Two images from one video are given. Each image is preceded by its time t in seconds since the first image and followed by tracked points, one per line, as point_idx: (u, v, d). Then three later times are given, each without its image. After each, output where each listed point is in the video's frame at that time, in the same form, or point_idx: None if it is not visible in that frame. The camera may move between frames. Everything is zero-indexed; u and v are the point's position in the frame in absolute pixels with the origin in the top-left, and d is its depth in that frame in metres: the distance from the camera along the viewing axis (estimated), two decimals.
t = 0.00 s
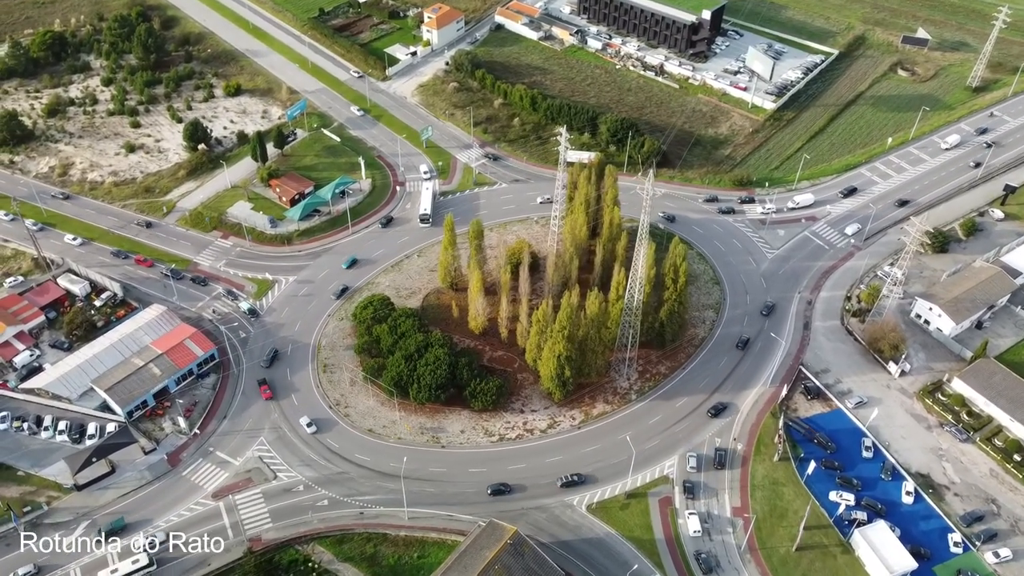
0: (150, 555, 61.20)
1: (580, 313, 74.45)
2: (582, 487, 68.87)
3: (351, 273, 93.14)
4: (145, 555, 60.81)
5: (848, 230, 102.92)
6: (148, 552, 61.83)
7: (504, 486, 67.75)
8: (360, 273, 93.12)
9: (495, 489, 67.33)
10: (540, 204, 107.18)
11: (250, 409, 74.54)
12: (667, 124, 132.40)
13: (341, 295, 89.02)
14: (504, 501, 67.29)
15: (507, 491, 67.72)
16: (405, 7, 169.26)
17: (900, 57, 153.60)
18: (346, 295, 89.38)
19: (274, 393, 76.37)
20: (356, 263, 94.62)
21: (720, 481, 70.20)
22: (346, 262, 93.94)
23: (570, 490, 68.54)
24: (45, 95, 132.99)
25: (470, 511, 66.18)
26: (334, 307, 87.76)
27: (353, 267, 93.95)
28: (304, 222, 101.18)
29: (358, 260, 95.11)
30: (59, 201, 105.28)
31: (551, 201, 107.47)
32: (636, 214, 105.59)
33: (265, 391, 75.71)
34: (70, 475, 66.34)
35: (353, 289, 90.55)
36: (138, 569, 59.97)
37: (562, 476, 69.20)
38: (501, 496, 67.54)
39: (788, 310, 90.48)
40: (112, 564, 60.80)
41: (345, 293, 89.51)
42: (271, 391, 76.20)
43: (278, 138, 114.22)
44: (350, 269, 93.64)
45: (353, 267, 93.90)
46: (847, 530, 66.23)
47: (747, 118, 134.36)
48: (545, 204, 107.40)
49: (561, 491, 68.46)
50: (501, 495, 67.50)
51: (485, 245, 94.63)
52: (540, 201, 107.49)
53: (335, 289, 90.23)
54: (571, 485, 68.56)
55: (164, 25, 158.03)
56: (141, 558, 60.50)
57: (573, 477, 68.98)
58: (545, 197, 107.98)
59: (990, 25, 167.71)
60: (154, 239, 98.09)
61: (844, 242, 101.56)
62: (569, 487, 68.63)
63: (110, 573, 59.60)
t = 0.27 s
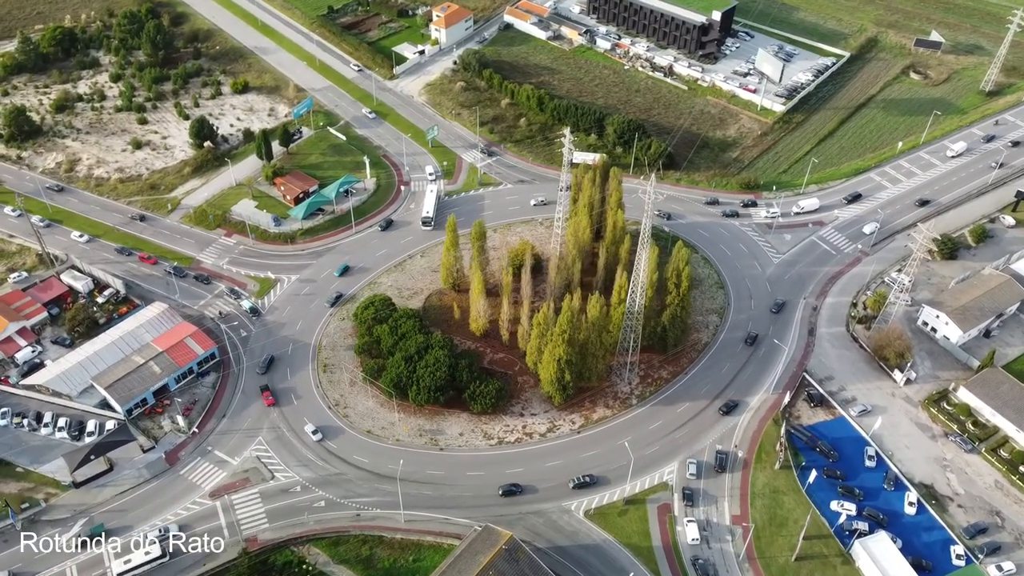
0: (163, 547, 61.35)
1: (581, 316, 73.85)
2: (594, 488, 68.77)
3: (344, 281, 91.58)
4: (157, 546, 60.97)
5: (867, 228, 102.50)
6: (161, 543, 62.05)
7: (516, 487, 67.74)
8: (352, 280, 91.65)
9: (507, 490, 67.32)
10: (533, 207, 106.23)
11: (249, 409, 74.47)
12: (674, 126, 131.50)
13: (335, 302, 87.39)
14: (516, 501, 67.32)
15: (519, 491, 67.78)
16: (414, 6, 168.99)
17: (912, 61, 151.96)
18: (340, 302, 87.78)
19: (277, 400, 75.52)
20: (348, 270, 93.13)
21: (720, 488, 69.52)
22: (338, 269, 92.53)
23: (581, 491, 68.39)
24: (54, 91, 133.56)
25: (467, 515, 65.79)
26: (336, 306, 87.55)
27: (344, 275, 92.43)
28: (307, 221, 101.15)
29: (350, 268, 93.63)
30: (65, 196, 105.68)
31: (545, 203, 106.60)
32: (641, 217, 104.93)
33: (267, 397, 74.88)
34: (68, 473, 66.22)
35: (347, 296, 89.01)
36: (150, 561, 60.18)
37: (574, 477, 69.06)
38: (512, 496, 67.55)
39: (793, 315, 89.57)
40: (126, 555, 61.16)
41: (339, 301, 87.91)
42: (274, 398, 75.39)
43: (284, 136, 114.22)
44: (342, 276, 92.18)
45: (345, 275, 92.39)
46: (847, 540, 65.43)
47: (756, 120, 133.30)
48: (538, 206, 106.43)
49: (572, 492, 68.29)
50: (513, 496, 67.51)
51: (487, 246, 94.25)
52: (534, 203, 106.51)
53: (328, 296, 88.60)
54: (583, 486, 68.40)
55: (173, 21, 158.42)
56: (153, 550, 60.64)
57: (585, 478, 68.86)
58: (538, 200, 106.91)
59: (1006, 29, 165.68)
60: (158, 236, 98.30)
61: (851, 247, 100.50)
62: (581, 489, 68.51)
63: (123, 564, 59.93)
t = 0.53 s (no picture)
0: (175, 539, 61.53)
1: (582, 320, 73.31)
2: (606, 490, 68.69)
3: (336, 290, 90.05)
4: (170, 539, 61.17)
5: (887, 227, 102.11)
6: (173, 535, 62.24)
7: (528, 488, 67.73)
8: (345, 288, 90.12)
9: (518, 491, 67.27)
10: (527, 209, 105.54)
11: (249, 408, 74.41)
12: (682, 128, 130.51)
13: (329, 310, 86.17)
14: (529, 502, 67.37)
15: (531, 492, 67.80)
16: (423, 4, 168.63)
17: (925, 64, 150.24)
18: (334, 310, 86.51)
19: (279, 406, 74.70)
20: (341, 278, 91.67)
21: (720, 496, 68.86)
22: (330, 277, 91.07)
23: (594, 493, 68.32)
24: (62, 87, 134.09)
25: (464, 519, 65.41)
26: (337, 306, 87.35)
27: (337, 283, 90.97)
28: (311, 220, 101.08)
29: (342, 275, 92.17)
30: (71, 193, 106.02)
31: (540, 205, 105.93)
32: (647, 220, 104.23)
33: (269, 404, 74.07)
34: (66, 470, 66.28)
35: (341, 303, 87.71)
36: (163, 553, 60.39)
37: (586, 479, 69.05)
38: (524, 497, 67.53)
39: (798, 321, 88.67)
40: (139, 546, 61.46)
41: (333, 309, 86.59)
42: (275, 405, 74.51)
43: (289, 135, 114.17)
44: (335, 285, 90.70)
45: (338, 282, 90.92)
46: (848, 551, 64.63)
47: (765, 123, 132.15)
48: (532, 209, 105.69)
49: (584, 494, 68.22)
50: (525, 496, 67.47)
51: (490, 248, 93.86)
52: (528, 206, 105.76)
53: (322, 304, 87.27)
54: (594, 488, 68.30)
55: (182, 18, 158.75)
56: (165, 542, 60.84)
57: (598, 479, 68.86)
58: (532, 202, 106.08)
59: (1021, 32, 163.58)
60: (162, 233, 98.47)
61: (858, 253, 99.43)
62: (593, 490, 68.42)
63: (134, 556, 60.28)
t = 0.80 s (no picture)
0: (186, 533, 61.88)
1: (583, 325, 72.74)
2: (617, 492, 68.59)
3: (329, 298, 88.52)
4: (181, 532, 61.54)
5: (907, 227, 102.14)
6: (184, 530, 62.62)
7: (539, 488, 67.72)
8: (338, 296, 88.59)
9: (529, 492, 67.19)
10: (522, 212, 104.70)
11: (248, 407, 74.35)
12: (690, 130, 129.53)
13: (323, 317, 84.93)
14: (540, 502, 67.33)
15: (543, 493, 67.75)
16: (433, 3, 168.28)
17: (938, 67, 148.57)
18: (328, 317, 85.26)
19: (282, 413, 73.93)
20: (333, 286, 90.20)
21: (719, 504, 68.19)
22: (323, 285, 89.50)
23: (607, 493, 68.30)
24: (72, 83, 134.70)
25: (460, 523, 65.07)
26: (339, 306, 87.19)
27: (330, 291, 89.42)
28: (315, 219, 100.99)
29: (335, 284, 90.65)
30: (77, 189, 106.41)
31: (535, 208, 105.15)
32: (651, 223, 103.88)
33: (272, 411, 73.25)
34: (65, 467, 66.54)
35: (336, 311, 86.39)
36: (173, 547, 60.76)
37: (600, 480, 69.00)
38: (536, 498, 67.48)
39: (803, 328, 87.76)
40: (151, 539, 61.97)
41: (328, 316, 85.34)
42: (278, 411, 73.77)
43: (295, 133, 114.15)
44: (328, 293, 89.16)
45: (331, 291, 89.39)
46: (848, 562, 63.84)
47: (774, 126, 131.06)
48: (528, 211, 104.84)
49: (597, 496, 68.14)
50: (536, 497, 67.42)
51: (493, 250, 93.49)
52: (523, 208, 104.89)
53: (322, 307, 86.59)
54: (607, 490, 68.28)
55: (192, 15, 159.15)
56: (176, 536, 61.24)
57: (610, 480, 68.83)
58: (527, 204, 105.22)
59: None
60: (167, 230, 98.67)
61: (866, 259, 98.34)
62: (605, 492, 68.35)
63: (145, 548, 60.70)
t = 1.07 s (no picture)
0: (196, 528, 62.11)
1: (584, 329, 72.15)
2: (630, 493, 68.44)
3: (321, 307, 86.88)
4: (191, 527, 61.75)
5: (929, 227, 102.15)
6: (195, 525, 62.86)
7: (550, 488, 67.80)
8: (332, 305, 87.04)
9: (541, 492, 67.30)
10: (518, 214, 103.93)
11: (248, 407, 74.31)
12: (699, 132, 128.49)
13: (317, 326, 83.51)
14: (551, 504, 67.25)
15: (554, 493, 67.74)
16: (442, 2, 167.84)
17: (952, 72, 146.79)
18: (322, 326, 83.91)
19: (285, 421, 73.01)
20: (326, 294, 88.56)
21: (719, 512, 67.53)
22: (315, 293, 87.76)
23: (619, 496, 68.07)
24: (81, 79, 135.28)
25: (457, 527, 64.73)
26: (341, 306, 87.02)
27: (323, 299, 87.74)
28: (319, 218, 100.84)
29: (328, 292, 88.96)
30: (84, 185, 106.79)
31: (531, 210, 104.33)
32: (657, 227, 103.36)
33: (276, 419, 72.34)
34: (64, 464, 66.65)
35: (330, 320, 84.97)
36: (183, 541, 60.89)
37: (613, 482, 68.88)
38: (548, 499, 67.44)
39: (808, 335, 86.81)
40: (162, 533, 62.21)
41: (323, 324, 84.04)
42: (281, 419, 72.82)
43: (301, 132, 114.09)
44: (321, 301, 87.45)
45: (324, 299, 87.70)
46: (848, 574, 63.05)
47: (783, 129, 129.92)
48: (524, 214, 104.01)
49: (609, 497, 68.01)
50: (547, 498, 67.40)
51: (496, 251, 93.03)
52: (518, 210, 104.09)
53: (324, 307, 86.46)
54: (620, 491, 68.10)
55: (202, 12, 159.50)
56: (187, 530, 61.45)
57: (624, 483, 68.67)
58: (523, 206, 104.28)
59: None
60: (172, 228, 98.86)
61: (874, 266, 97.20)
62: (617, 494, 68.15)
63: (157, 541, 60.88)
